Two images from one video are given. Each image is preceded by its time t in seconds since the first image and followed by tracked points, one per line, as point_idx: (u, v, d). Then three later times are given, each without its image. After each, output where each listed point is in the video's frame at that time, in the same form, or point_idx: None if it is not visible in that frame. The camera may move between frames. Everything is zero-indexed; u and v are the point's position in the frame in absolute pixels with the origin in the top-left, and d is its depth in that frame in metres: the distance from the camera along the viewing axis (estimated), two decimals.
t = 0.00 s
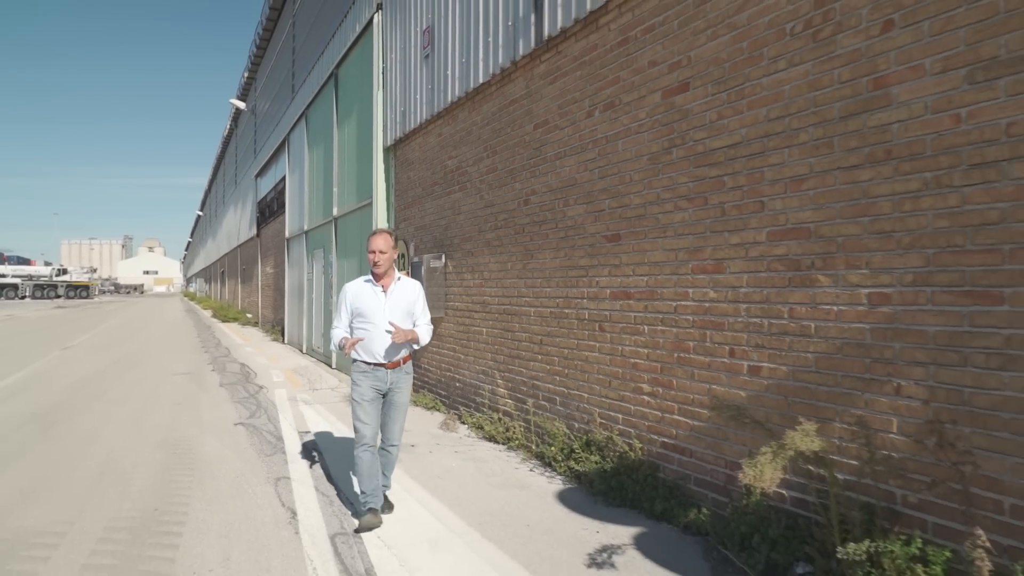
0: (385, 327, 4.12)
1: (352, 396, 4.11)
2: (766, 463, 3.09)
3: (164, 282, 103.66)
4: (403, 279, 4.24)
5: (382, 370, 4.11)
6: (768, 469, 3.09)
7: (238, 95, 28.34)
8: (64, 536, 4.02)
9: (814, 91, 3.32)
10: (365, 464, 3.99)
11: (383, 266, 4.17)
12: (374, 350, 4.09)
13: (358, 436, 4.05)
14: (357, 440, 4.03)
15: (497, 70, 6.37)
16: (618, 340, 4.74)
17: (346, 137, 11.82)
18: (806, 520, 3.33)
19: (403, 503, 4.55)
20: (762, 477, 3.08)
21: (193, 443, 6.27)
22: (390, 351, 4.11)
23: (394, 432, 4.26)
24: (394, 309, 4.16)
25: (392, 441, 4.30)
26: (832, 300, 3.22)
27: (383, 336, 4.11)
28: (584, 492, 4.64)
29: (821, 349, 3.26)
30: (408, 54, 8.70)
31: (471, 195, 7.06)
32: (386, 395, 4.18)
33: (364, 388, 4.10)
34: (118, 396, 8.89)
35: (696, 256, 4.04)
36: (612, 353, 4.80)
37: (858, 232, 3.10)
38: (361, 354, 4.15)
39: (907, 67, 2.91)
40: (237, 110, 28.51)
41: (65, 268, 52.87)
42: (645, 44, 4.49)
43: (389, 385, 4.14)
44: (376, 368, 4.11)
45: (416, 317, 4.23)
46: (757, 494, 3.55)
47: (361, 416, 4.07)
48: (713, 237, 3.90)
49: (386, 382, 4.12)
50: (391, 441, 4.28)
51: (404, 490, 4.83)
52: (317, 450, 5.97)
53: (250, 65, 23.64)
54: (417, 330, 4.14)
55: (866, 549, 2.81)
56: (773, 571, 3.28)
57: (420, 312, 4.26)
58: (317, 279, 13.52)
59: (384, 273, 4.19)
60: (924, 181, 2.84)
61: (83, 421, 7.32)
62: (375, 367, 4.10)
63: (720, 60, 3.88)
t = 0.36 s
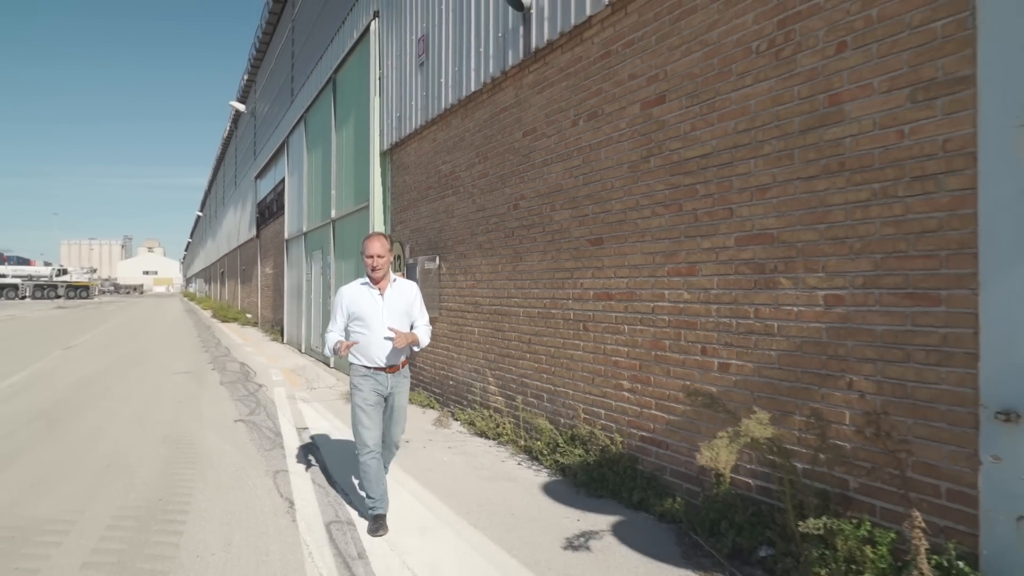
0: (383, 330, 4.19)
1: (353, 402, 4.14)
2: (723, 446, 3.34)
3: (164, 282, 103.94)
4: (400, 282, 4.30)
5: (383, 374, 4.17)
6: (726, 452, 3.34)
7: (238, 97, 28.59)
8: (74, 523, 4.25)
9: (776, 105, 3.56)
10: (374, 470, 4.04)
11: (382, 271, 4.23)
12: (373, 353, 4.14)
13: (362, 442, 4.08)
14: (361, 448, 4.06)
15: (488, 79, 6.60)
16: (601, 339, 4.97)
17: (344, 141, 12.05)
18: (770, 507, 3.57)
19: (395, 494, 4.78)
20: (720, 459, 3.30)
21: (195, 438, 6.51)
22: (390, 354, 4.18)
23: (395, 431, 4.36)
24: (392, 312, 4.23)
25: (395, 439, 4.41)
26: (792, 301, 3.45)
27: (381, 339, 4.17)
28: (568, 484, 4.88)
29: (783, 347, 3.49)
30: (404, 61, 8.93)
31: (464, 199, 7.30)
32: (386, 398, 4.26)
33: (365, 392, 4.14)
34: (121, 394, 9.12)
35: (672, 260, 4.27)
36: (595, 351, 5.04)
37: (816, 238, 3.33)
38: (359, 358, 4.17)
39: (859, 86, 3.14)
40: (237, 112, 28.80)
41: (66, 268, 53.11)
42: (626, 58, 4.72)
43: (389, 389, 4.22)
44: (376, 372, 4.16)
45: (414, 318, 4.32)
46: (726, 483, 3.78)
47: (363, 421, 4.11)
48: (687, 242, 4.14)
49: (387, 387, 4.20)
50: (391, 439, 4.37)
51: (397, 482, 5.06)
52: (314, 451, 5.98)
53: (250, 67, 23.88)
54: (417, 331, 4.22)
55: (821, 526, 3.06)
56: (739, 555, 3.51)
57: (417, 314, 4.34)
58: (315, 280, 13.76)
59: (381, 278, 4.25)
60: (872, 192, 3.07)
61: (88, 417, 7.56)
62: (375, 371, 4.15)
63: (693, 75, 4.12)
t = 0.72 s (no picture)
0: (384, 321, 4.21)
1: (351, 403, 4.16)
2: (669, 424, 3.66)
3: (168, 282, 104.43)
4: (402, 278, 4.35)
5: (380, 370, 4.18)
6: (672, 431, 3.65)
7: (241, 99, 28.87)
8: (85, 510, 4.48)
9: (746, 115, 3.77)
10: (370, 467, 4.17)
11: (387, 266, 4.25)
12: (373, 345, 4.16)
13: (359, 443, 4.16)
14: (358, 447, 4.16)
15: (481, 85, 6.82)
16: (587, 335, 5.19)
17: (344, 143, 12.28)
18: (740, 493, 3.79)
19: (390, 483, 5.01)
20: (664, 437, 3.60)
21: (199, 432, 6.75)
22: (388, 349, 4.20)
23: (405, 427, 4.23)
24: (394, 306, 4.25)
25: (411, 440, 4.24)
26: (760, 299, 3.67)
27: (382, 330, 4.20)
28: (555, 474, 5.10)
29: (752, 342, 3.71)
30: (402, 66, 9.16)
31: (459, 201, 7.52)
32: (385, 395, 4.25)
33: (363, 392, 4.13)
34: (128, 391, 9.37)
35: (651, 260, 4.49)
36: (581, 347, 5.25)
37: (781, 240, 3.55)
38: (357, 352, 4.19)
39: (819, 97, 3.35)
40: (240, 113, 29.08)
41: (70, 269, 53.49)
42: (609, 67, 4.94)
43: (388, 385, 4.23)
44: (374, 368, 4.17)
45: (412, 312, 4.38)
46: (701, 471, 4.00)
47: (361, 422, 4.14)
48: (665, 242, 4.36)
49: (385, 382, 4.21)
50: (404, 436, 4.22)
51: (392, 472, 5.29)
52: (310, 451, 5.94)
53: (253, 70, 24.14)
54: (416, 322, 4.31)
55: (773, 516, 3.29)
56: (711, 538, 3.74)
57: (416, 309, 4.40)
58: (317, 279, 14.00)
59: (384, 273, 4.27)
60: (830, 197, 3.29)
61: (96, 413, 7.81)
62: (373, 367, 4.16)
63: (671, 85, 4.33)
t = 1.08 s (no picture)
0: (388, 324, 4.09)
1: (350, 407, 4.12)
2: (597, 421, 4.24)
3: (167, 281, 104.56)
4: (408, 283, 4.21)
5: (378, 375, 4.06)
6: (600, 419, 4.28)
7: (239, 100, 29.10)
8: (87, 499, 4.69)
9: (714, 122, 3.98)
10: (363, 461, 4.28)
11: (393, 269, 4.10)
12: (373, 348, 4.04)
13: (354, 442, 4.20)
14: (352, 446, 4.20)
15: (471, 90, 7.03)
16: (569, 332, 5.40)
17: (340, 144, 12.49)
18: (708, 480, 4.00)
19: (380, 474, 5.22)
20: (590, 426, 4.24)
21: (198, 427, 6.96)
22: (390, 353, 4.07)
23: (400, 430, 4.05)
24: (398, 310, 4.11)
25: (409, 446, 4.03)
26: (726, 296, 3.88)
27: (384, 334, 4.07)
28: (538, 465, 5.31)
29: (719, 337, 3.92)
30: (395, 69, 9.36)
31: (450, 202, 7.73)
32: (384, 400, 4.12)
33: (359, 397, 4.06)
34: (128, 388, 9.58)
35: (628, 259, 4.71)
36: (564, 343, 5.47)
37: (744, 240, 3.76)
38: (357, 355, 4.10)
39: (778, 107, 3.57)
40: (239, 114, 29.27)
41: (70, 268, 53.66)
42: (590, 74, 5.15)
43: (386, 390, 4.09)
44: (372, 372, 4.06)
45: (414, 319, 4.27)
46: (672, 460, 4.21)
47: (358, 424, 4.15)
48: (641, 243, 4.57)
49: (382, 387, 4.07)
50: (399, 441, 4.04)
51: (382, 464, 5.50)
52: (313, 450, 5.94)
53: (251, 70, 24.34)
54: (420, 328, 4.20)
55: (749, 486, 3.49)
56: (680, 522, 3.96)
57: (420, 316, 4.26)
58: (314, 278, 14.21)
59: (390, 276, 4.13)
60: (788, 201, 3.50)
61: (96, 409, 8.02)
62: (370, 371, 4.05)
63: (646, 92, 4.55)
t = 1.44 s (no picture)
0: (401, 322, 4.05)
1: (359, 401, 4.03)
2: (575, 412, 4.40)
3: (166, 281, 104.81)
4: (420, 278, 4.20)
5: (391, 370, 4.03)
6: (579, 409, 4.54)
7: (238, 101, 29.33)
8: (90, 490, 4.88)
9: (687, 131, 4.19)
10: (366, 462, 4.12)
11: (404, 263, 4.08)
12: (386, 344, 4.00)
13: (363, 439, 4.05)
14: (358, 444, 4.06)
15: (462, 96, 7.24)
16: (554, 331, 5.62)
17: (337, 147, 12.69)
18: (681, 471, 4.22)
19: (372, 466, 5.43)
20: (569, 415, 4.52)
21: (197, 423, 7.18)
22: (402, 350, 4.04)
23: (407, 433, 4.08)
24: (411, 306, 4.10)
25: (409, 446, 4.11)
26: (698, 296, 4.09)
27: (396, 331, 4.02)
28: (524, 458, 5.53)
29: (691, 335, 4.13)
30: (390, 74, 9.57)
31: (442, 205, 7.94)
32: (394, 396, 4.10)
33: (373, 391, 4.00)
34: (128, 386, 9.78)
35: (609, 261, 4.92)
36: (550, 342, 5.68)
37: (714, 244, 3.98)
38: (369, 351, 4.04)
39: (745, 118, 3.78)
40: (237, 116, 29.50)
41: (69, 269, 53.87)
42: (574, 83, 5.36)
43: (398, 386, 4.08)
44: (385, 367, 4.04)
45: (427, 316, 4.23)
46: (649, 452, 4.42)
47: (367, 420, 4.02)
48: (621, 246, 4.79)
49: (395, 383, 4.05)
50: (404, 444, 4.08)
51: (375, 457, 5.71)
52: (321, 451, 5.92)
53: (250, 73, 24.57)
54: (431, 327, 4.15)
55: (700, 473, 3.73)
56: (655, 511, 4.17)
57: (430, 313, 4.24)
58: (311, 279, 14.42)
59: (402, 270, 4.11)
60: (753, 207, 3.72)
61: (98, 406, 8.23)
62: (383, 366, 4.03)
63: (625, 102, 4.76)
